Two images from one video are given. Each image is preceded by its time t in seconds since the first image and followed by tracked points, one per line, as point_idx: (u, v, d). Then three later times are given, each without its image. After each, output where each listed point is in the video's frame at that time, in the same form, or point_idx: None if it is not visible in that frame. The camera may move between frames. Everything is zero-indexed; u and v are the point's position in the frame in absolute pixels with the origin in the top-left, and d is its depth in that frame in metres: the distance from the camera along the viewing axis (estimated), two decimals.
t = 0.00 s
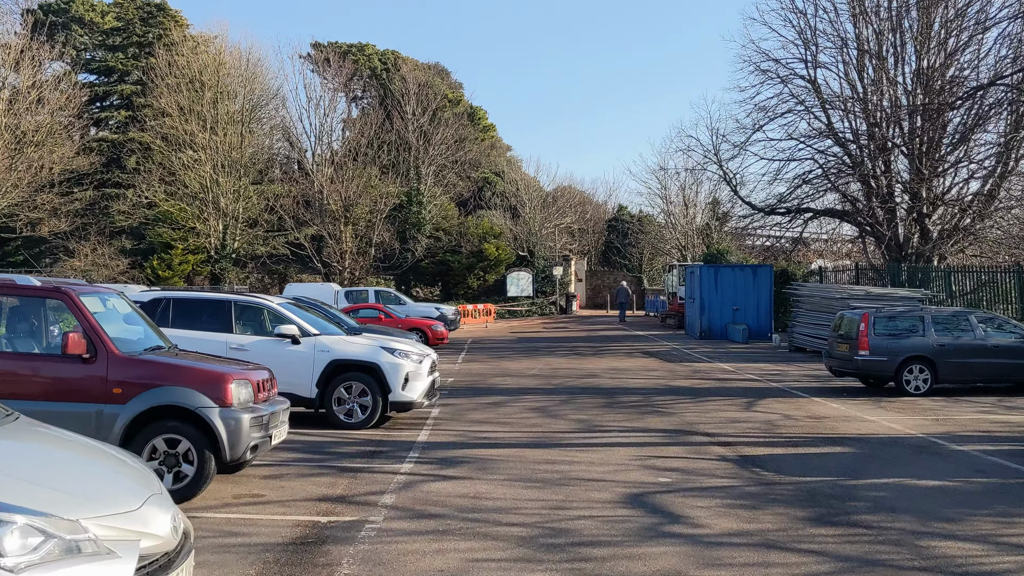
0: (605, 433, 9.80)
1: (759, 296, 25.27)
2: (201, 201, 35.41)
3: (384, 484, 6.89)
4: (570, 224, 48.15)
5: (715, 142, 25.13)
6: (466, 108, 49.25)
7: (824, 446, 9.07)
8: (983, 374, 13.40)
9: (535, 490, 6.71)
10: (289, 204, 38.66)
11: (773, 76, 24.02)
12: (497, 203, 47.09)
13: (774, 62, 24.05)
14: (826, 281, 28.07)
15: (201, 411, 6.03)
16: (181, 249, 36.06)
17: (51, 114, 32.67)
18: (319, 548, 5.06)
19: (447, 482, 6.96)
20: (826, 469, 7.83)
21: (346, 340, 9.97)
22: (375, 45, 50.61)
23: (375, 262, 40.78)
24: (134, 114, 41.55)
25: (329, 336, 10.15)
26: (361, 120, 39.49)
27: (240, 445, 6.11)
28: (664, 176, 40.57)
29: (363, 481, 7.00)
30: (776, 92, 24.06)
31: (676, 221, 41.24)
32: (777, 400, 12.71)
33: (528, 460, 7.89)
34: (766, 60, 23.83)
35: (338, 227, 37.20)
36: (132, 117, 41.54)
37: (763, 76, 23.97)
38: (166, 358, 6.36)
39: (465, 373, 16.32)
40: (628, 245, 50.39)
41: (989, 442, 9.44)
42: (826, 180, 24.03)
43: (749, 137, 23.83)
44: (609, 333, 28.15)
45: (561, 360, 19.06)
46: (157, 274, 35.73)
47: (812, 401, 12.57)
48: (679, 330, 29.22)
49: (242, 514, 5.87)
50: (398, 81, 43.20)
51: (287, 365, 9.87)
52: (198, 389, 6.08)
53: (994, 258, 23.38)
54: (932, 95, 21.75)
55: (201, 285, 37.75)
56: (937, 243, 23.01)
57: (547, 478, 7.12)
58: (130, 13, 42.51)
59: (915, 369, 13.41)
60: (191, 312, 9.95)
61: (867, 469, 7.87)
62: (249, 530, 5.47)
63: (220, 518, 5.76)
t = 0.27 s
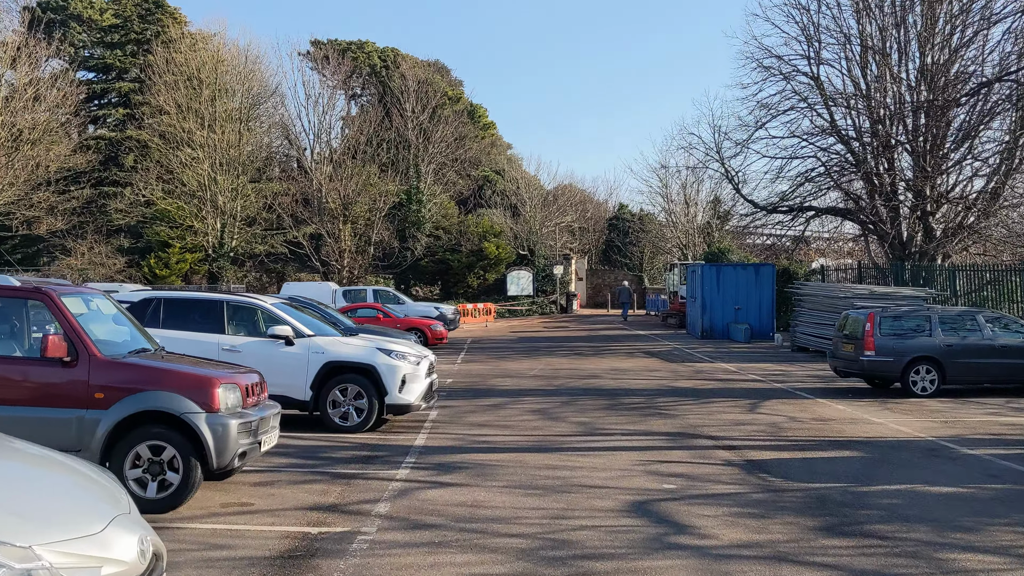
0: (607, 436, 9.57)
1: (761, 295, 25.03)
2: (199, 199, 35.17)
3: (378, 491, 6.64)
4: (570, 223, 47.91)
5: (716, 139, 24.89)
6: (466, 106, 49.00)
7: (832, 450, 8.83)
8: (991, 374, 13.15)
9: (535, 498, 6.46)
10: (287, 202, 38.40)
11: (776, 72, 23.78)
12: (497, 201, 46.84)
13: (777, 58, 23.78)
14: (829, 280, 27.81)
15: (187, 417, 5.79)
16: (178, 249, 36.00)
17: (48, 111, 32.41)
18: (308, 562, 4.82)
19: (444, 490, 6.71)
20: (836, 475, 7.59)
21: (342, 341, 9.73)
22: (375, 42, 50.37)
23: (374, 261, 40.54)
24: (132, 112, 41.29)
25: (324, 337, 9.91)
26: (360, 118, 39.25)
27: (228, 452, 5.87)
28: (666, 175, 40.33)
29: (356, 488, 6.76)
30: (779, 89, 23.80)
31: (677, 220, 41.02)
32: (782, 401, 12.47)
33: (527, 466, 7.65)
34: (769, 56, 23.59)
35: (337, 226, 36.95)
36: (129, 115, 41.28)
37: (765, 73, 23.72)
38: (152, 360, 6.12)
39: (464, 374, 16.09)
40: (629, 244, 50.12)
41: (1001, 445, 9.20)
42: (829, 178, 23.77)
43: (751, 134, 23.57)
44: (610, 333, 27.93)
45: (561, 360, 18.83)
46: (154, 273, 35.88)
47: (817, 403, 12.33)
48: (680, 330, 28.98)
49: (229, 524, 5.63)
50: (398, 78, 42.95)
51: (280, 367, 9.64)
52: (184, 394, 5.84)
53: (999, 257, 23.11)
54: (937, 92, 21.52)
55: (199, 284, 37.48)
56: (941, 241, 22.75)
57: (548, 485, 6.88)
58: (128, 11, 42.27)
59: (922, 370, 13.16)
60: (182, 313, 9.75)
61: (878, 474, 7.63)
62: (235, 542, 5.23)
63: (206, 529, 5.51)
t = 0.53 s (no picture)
0: (608, 439, 9.33)
1: (763, 297, 24.80)
2: (197, 200, 34.91)
3: (372, 497, 6.40)
4: (570, 224, 47.70)
5: (718, 139, 24.64)
6: (465, 107, 48.77)
7: (839, 454, 8.58)
8: (999, 376, 12.91)
9: (535, 504, 6.22)
10: (286, 203, 38.15)
11: (778, 72, 23.56)
12: (496, 203, 46.60)
13: (780, 58, 23.54)
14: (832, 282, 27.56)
15: (171, 420, 5.55)
16: (176, 250, 35.42)
17: (44, 111, 32.13)
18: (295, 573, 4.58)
19: (440, 495, 6.47)
20: (845, 480, 7.35)
21: (336, 341, 9.49)
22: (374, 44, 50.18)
23: (373, 262, 40.30)
24: (130, 113, 41.04)
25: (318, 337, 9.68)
26: (359, 119, 39.02)
27: (213, 456, 5.63)
28: (666, 175, 40.10)
29: (349, 493, 6.52)
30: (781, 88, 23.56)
31: (677, 221, 40.80)
32: (787, 403, 12.23)
33: (526, 471, 7.42)
34: (771, 56, 23.34)
35: (336, 227, 36.69)
36: (127, 116, 41.03)
37: (768, 73, 23.46)
38: (135, 361, 5.88)
39: (462, 375, 15.85)
40: (629, 245, 49.90)
41: (1012, 449, 8.96)
42: (831, 179, 23.54)
43: (753, 134, 23.33)
44: (610, 334, 27.69)
45: (561, 362, 18.59)
46: (153, 274, 35.25)
47: (822, 405, 12.09)
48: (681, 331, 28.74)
49: (214, 532, 5.38)
50: (397, 79, 42.73)
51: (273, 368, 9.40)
52: (168, 395, 5.59)
53: (1004, 258, 22.88)
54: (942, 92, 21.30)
55: (196, 285, 37.20)
56: (945, 242, 22.51)
57: (548, 490, 6.64)
58: (126, 11, 42.05)
59: (928, 372, 12.92)
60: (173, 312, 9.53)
61: (888, 479, 7.39)
62: (220, 551, 4.98)
63: (190, 537, 5.27)
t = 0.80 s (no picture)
0: (611, 443, 9.08)
1: (766, 295, 24.55)
2: (195, 198, 34.67)
3: (366, 506, 6.15)
4: (570, 222, 47.46)
5: (721, 135, 24.40)
6: (465, 104, 48.50)
7: (850, 459, 8.34)
8: (1009, 377, 12.67)
9: (536, 514, 5.97)
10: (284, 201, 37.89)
11: (781, 68, 23.33)
12: (496, 200, 46.35)
13: (783, 53, 23.27)
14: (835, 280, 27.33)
15: (156, 427, 5.30)
16: (173, 248, 35.55)
17: (41, 107, 31.85)
18: None
19: (437, 505, 6.21)
20: (857, 487, 7.10)
21: (331, 343, 9.25)
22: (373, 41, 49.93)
23: (373, 260, 40.06)
24: (127, 110, 40.78)
25: (313, 339, 9.43)
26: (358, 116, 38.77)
27: (201, 465, 5.39)
28: (667, 173, 39.86)
29: (343, 502, 6.27)
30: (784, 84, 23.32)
31: (678, 219, 40.60)
32: (793, 405, 11.98)
33: (527, 478, 7.17)
34: (774, 51, 23.08)
35: (335, 225, 36.44)
36: (125, 113, 40.77)
37: (771, 68, 23.21)
38: (119, 366, 5.63)
39: (462, 376, 15.61)
40: (630, 243, 49.67)
41: None
42: (835, 175, 23.30)
43: (756, 130, 23.08)
44: (611, 333, 27.45)
45: (562, 362, 18.35)
46: (149, 273, 35.38)
47: (829, 407, 11.85)
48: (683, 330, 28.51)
49: (200, 545, 5.13)
50: (396, 76, 42.48)
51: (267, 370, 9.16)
52: (153, 401, 5.34)
53: (1010, 256, 22.65)
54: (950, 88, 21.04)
55: (194, 284, 36.93)
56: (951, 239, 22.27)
57: (550, 499, 6.39)
58: (124, 8, 41.78)
59: (937, 372, 12.67)
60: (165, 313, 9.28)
61: (902, 486, 7.14)
62: (204, 567, 4.73)
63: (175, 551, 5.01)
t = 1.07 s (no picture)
0: (617, 444, 8.80)
1: (771, 295, 24.26)
2: (193, 197, 34.39)
3: (362, 511, 5.86)
4: (572, 222, 47.18)
5: (724, 133, 24.10)
6: (465, 102, 48.20)
7: (864, 461, 8.05)
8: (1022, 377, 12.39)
9: (539, 519, 5.69)
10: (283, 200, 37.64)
11: (785, 64, 23.03)
12: (497, 200, 46.07)
13: (787, 50, 22.98)
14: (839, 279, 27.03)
15: (138, 427, 5.02)
16: (171, 246, 34.93)
17: (37, 105, 31.54)
18: None
19: (436, 509, 5.93)
20: (873, 490, 6.81)
21: (327, 340, 8.96)
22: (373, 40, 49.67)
23: (372, 259, 39.76)
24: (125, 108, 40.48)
25: (309, 336, 9.16)
26: (357, 114, 38.50)
27: (186, 467, 5.10)
28: (669, 171, 39.56)
29: (338, 506, 5.99)
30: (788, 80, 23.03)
31: (680, 218, 40.35)
32: (802, 406, 11.69)
33: (531, 480, 6.89)
34: (778, 48, 22.79)
35: (334, 224, 36.15)
36: (122, 112, 40.48)
37: (774, 65, 22.92)
38: (101, 362, 5.34)
39: (463, 375, 15.32)
40: (631, 242, 49.40)
41: None
42: (839, 173, 23.01)
43: (759, 128, 22.79)
44: (613, 333, 27.16)
45: (564, 361, 18.07)
46: (147, 271, 34.53)
47: (838, 407, 11.57)
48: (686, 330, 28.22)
49: (185, 552, 4.84)
50: (396, 74, 42.24)
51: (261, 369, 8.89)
52: (136, 400, 5.06)
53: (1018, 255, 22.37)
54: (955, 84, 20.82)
55: (192, 283, 36.60)
56: (957, 238, 21.98)
57: (554, 503, 6.10)
58: (122, 6, 41.48)
59: (949, 372, 12.39)
60: (157, 310, 9.06)
61: (921, 489, 6.85)
62: None
63: (157, 559, 4.72)
